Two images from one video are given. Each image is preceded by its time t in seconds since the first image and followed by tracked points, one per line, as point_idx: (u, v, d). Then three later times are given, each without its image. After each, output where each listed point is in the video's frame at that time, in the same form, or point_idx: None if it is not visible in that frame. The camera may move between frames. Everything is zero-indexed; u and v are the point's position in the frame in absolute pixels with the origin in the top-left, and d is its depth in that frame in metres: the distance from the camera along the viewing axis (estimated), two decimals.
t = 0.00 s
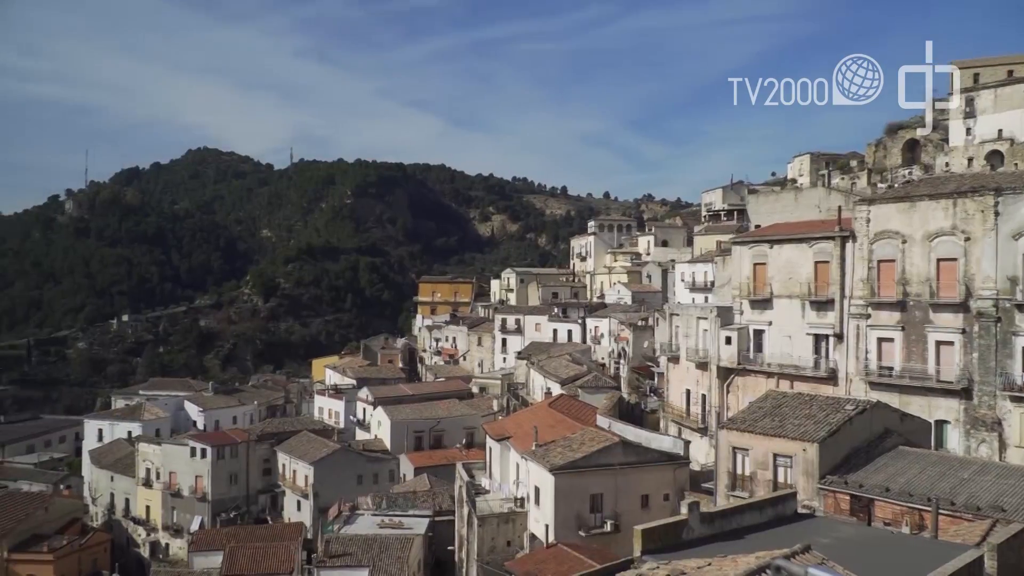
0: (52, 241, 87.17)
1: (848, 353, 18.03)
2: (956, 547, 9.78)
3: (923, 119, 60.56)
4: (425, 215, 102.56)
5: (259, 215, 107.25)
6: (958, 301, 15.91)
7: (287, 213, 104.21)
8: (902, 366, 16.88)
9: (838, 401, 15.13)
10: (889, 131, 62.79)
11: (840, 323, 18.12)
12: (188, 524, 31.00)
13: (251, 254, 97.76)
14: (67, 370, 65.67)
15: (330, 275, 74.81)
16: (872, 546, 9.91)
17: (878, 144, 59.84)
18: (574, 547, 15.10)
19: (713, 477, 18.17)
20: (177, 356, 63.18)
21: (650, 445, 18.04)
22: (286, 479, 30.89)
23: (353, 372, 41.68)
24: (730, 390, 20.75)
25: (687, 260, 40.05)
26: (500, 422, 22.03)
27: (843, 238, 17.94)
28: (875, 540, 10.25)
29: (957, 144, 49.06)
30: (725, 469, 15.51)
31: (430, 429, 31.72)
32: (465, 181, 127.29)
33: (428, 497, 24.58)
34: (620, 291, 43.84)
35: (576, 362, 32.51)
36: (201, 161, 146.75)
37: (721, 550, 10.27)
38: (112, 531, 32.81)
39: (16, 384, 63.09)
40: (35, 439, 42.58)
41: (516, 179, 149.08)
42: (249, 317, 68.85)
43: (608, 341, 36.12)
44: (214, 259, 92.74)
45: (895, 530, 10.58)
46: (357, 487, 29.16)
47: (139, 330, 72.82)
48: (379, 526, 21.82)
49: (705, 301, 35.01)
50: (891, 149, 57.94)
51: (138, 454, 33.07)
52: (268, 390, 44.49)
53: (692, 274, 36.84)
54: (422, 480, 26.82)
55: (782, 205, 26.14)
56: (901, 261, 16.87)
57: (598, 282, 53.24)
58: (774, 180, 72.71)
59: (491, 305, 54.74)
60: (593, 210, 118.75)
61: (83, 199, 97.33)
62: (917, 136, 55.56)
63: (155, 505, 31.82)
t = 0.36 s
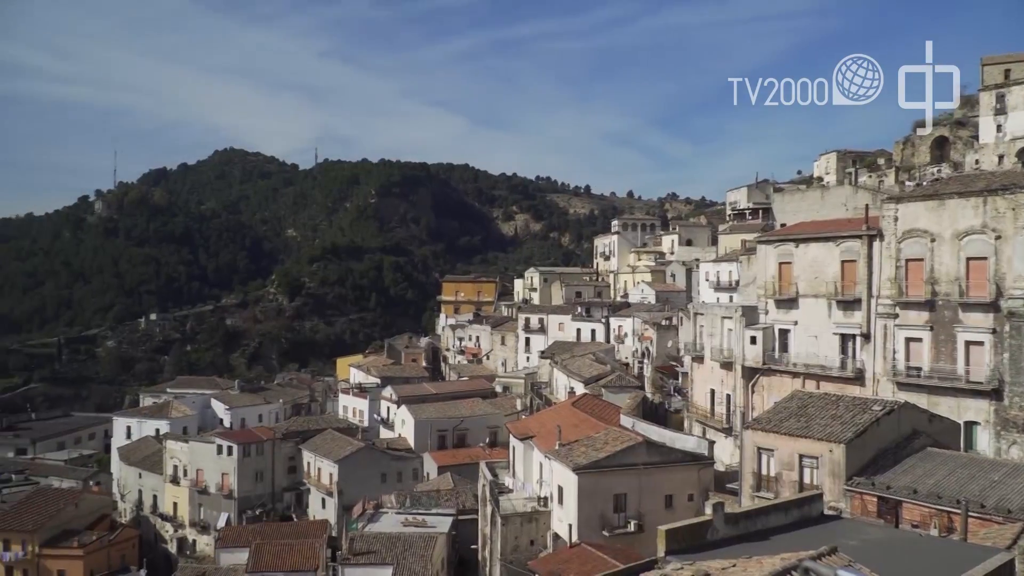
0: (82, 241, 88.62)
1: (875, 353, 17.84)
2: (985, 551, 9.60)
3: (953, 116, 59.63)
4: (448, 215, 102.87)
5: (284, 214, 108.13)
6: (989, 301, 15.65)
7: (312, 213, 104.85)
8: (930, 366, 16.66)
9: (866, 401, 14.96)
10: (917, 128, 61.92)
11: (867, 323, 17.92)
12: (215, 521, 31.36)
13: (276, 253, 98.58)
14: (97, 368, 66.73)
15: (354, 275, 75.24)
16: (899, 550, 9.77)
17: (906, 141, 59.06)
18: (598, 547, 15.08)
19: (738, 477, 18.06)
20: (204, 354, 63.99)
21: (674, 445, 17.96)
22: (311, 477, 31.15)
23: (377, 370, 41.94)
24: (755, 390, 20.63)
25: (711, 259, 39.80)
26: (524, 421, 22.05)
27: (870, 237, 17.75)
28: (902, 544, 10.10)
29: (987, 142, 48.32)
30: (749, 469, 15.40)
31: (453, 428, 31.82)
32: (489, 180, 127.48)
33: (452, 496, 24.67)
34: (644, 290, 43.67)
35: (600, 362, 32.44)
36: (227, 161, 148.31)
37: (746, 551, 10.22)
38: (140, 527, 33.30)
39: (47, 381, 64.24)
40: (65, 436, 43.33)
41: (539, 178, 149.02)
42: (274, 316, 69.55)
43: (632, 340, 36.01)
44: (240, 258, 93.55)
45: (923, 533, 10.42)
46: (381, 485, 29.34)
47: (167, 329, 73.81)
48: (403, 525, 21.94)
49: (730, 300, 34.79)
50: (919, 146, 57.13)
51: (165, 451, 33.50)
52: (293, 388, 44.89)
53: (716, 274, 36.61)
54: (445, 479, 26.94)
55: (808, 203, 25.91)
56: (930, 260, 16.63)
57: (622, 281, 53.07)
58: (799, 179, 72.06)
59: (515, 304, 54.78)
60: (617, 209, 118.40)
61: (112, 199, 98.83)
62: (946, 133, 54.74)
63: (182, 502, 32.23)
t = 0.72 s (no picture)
0: (112, 241, 90.04)
1: (903, 353, 17.61)
2: (1015, 555, 9.46)
3: (984, 112, 58.67)
4: (472, 214, 103.14)
5: (310, 214, 108.97)
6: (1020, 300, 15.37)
7: (337, 212, 104.86)
8: (960, 366, 16.41)
9: (894, 402, 14.78)
10: (947, 125, 61.05)
11: (895, 322, 17.70)
12: (242, 518, 31.70)
13: (302, 252, 99.36)
14: (126, 366, 67.81)
15: (379, 274, 75.58)
16: (928, 552, 9.66)
17: (936, 138, 58.25)
18: (622, 547, 15.04)
19: (764, 477, 17.92)
20: (231, 352, 64.84)
21: (698, 444, 17.88)
22: (336, 474, 31.38)
23: (401, 369, 42.15)
24: (781, 390, 20.46)
25: (736, 258, 39.54)
26: (548, 420, 22.06)
27: (899, 235, 17.52)
28: (930, 546, 9.99)
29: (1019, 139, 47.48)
30: (775, 470, 15.28)
31: (477, 427, 31.87)
32: (513, 179, 127.61)
33: (476, 495, 24.75)
34: (668, 289, 43.49)
35: (624, 361, 32.38)
36: (253, 161, 149.84)
37: (770, 552, 10.17)
38: (169, 523, 33.78)
39: (77, 378, 65.33)
40: (95, 433, 44.05)
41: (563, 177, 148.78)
42: (300, 314, 70.20)
43: (656, 339, 35.87)
44: (266, 257, 94.35)
45: (953, 536, 10.30)
46: (405, 483, 29.49)
47: (194, 328, 74.74)
48: (427, 523, 22.04)
49: (756, 299, 34.54)
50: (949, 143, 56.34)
51: (193, 448, 33.91)
52: (319, 386, 45.27)
53: (741, 272, 36.36)
54: (469, 477, 27.05)
55: (834, 201, 25.68)
56: (960, 259, 16.37)
57: (647, 280, 52.89)
58: (826, 177, 71.27)
59: (539, 302, 54.77)
60: (642, 208, 118.01)
61: (141, 200, 100.29)
62: (976, 130, 53.91)
63: (210, 498, 32.62)
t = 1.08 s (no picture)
0: (140, 241, 91.36)
1: (930, 352, 17.38)
2: None
3: (1015, 107, 57.69)
4: (495, 212, 103.25)
5: (333, 212, 109.65)
6: None
7: (360, 210, 105.09)
8: (989, 366, 16.14)
9: (921, 402, 14.61)
10: (976, 121, 60.15)
11: (922, 321, 17.48)
12: (267, 514, 32.00)
13: (326, 250, 99.97)
14: (153, 363, 68.74)
15: (402, 272, 75.84)
16: (956, 554, 9.55)
17: (964, 134, 57.44)
18: (645, 545, 15.01)
19: (789, 477, 17.77)
20: (256, 350, 65.58)
21: (722, 444, 17.79)
22: (360, 471, 31.57)
23: (424, 367, 42.30)
24: (807, 389, 20.28)
25: (761, 256, 39.20)
26: (570, 419, 22.04)
27: (926, 233, 17.29)
28: (958, 547, 9.88)
29: None
30: (800, 470, 15.17)
31: (500, 425, 31.94)
32: (535, 177, 127.54)
33: (498, 493, 24.80)
34: (692, 288, 43.25)
35: (647, 359, 32.27)
36: (278, 160, 151.04)
37: (795, 553, 10.11)
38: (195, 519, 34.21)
39: (106, 375, 66.37)
40: (123, 429, 44.67)
41: (586, 175, 148.33)
42: (324, 313, 70.75)
43: (680, 338, 35.71)
44: (291, 255, 94.98)
45: (982, 537, 10.17)
46: (428, 480, 29.62)
47: (220, 326, 75.52)
48: (449, 521, 22.13)
49: (780, 297, 34.23)
50: (978, 140, 55.50)
51: (219, 445, 34.27)
52: (342, 384, 45.58)
53: (766, 271, 36.06)
54: (491, 476, 27.11)
55: (860, 199, 25.38)
56: (990, 257, 16.10)
57: (670, 278, 52.62)
58: (852, 174, 70.47)
59: (561, 301, 54.67)
60: (665, 206, 117.43)
61: (168, 199, 101.53)
62: (1007, 126, 53.04)
63: (235, 494, 32.97)
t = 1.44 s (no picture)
0: (165, 240, 92.52)
1: (957, 351, 17.15)
2: None
3: None
4: (516, 210, 103.28)
5: (356, 210, 110.24)
6: None
7: (382, 209, 105.44)
8: (1016, 365, 15.87)
9: (947, 401, 14.42)
10: (1004, 117, 59.29)
11: (949, 320, 17.25)
12: (290, 510, 32.25)
13: (348, 249, 100.50)
14: (178, 360, 69.59)
15: (423, 270, 75.97)
16: (983, 555, 9.45)
17: (992, 130, 56.68)
18: (667, 544, 14.95)
19: (813, 477, 17.62)
20: (279, 348, 66.38)
21: (745, 443, 17.68)
22: (382, 469, 31.72)
23: (446, 365, 42.42)
24: (831, 388, 20.11)
25: (784, 254, 38.91)
26: (591, 417, 22.02)
27: (953, 230, 17.04)
28: (986, 549, 9.75)
29: None
30: (824, 470, 15.05)
31: (521, 423, 31.97)
32: (557, 176, 127.39)
33: (520, 491, 24.82)
34: (714, 286, 43.03)
35: (669, 358, 32.12)
36: (301, 159, 152.06)
37: (818, 553, 10.04)
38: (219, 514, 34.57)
39: (131, 372, 67.38)
40: (149, 425, 45.23)
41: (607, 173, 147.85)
42: (346, 311, 71.25)
43: (702, 336, 35.51)
44: (314, 253, 95.54)
45: (1010, 540, 10.03)
46: (449, 478, 29.70)
47: (244, 323, 76.20)
48: (471, 518, 22.18)
49: (804, 295, 33.93)
50: (1006, 136, 54.72)
51: (243, 441, 34.59)
52: (364, 382, 45.84)
53: (790, 268, 35.77)
54: (513, 473, 27.15)
55: (885, 196, 25.08)
56: (1018, 255, 15.80)
57: (692, 276, 52.34)
58: (877, 171, 69.67)
59: (583, 299, 54.57)
60: (687, 203, 116.87)
61: (192, 199, 102.68)
62: None
63: (258, 491, 33.28)
